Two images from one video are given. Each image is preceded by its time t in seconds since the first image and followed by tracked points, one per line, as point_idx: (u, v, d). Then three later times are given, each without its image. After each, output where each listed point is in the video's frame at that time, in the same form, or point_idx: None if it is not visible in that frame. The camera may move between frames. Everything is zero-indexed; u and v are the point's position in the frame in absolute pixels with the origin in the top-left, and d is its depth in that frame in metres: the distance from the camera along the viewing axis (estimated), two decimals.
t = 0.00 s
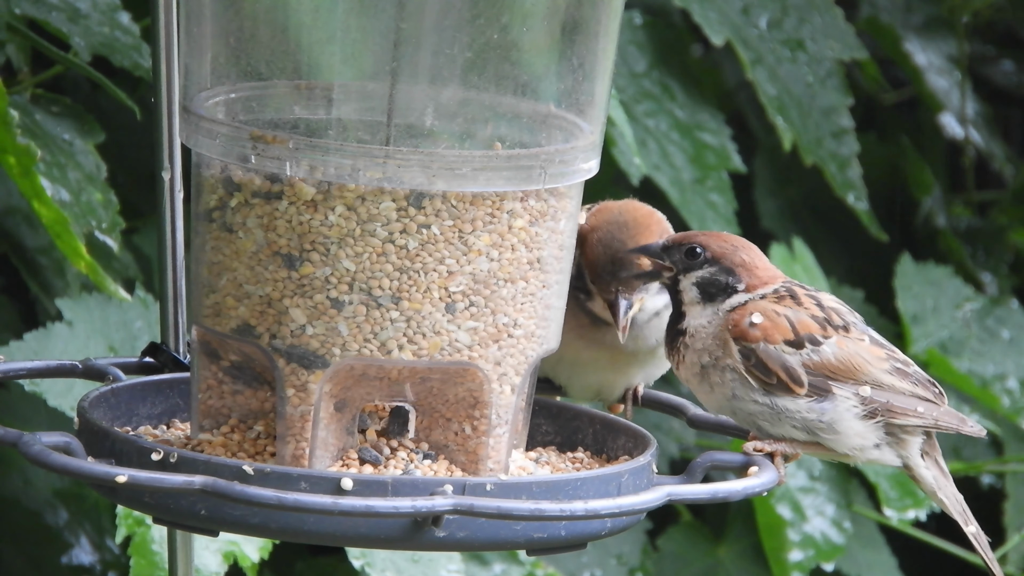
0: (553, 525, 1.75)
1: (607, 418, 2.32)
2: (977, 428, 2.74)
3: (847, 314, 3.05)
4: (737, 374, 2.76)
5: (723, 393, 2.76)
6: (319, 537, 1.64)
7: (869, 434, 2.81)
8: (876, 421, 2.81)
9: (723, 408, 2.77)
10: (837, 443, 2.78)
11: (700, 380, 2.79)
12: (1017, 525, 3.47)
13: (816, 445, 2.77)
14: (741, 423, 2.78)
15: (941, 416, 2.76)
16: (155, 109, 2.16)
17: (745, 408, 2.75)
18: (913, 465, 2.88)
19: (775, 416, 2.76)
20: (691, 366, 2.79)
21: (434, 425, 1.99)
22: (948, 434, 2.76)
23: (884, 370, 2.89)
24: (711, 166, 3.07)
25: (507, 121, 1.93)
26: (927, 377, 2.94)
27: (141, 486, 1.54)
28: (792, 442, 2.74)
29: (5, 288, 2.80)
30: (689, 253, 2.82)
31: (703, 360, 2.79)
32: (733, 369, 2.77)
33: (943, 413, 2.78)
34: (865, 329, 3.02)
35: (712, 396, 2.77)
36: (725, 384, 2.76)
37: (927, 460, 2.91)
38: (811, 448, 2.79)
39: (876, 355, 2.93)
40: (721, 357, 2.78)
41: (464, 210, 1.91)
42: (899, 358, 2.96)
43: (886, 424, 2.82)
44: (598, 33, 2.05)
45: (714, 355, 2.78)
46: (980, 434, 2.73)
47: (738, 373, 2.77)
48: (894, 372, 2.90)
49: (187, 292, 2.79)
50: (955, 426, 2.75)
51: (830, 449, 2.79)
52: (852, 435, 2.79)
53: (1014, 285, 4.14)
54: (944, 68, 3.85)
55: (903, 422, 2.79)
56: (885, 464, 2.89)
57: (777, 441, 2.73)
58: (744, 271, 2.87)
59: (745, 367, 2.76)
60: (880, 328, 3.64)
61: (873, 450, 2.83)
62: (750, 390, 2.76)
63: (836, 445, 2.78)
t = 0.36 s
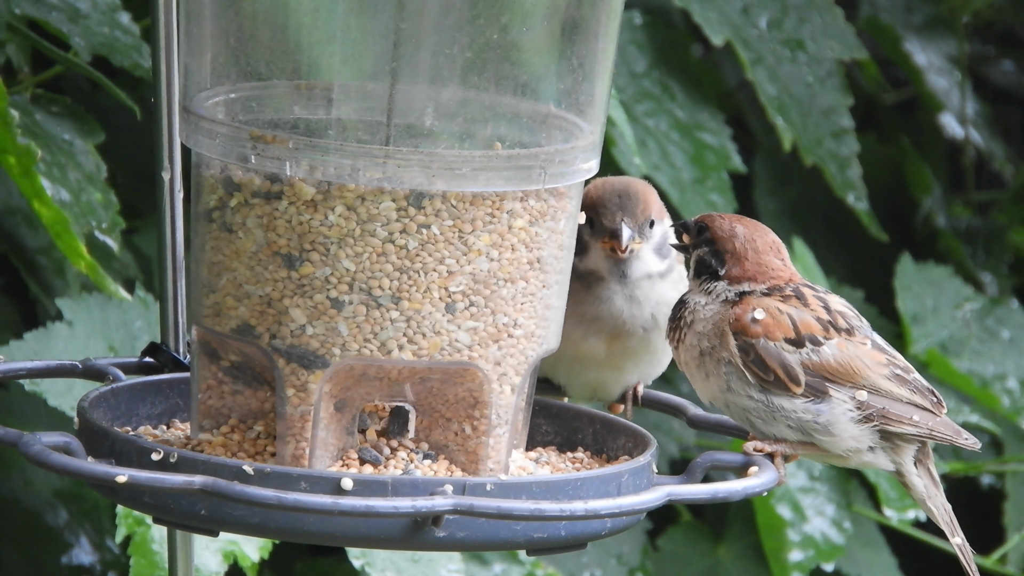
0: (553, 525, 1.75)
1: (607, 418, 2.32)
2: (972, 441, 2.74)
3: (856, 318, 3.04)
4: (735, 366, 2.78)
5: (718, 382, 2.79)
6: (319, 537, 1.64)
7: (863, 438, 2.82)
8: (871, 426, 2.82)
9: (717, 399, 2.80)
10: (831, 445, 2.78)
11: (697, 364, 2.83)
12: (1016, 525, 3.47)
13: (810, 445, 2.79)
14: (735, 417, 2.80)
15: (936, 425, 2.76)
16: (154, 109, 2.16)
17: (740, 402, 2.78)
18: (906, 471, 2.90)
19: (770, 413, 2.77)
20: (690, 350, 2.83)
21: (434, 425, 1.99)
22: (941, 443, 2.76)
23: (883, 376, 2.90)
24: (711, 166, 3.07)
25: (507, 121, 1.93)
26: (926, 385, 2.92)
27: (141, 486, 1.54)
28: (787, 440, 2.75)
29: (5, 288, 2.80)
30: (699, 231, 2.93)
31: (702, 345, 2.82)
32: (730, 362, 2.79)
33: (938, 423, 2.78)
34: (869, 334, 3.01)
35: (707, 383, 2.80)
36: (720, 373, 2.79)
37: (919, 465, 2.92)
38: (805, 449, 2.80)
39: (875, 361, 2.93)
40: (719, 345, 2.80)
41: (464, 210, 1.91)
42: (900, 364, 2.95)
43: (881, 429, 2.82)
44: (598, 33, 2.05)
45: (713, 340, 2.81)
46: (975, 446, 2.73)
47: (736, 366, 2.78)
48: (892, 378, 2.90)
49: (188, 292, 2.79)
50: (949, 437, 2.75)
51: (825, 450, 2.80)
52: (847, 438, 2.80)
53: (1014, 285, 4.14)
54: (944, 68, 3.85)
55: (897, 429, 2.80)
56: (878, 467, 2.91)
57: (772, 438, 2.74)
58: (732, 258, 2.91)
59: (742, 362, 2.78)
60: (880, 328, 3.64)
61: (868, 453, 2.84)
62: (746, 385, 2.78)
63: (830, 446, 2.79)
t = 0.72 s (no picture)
0: (553, 525, 1.75)
1: (608, 418, 2.32)
2: (973, 443, 2.73)
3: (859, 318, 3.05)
4: (737, 365, 2.78)
5: (719, 380, 2.80)
6: (319, 537, 1.64)
7: (864, 439, 2.81)
8: (872, 427, 2.81)
9: (719, 398, 2.81)
10: (831, 445, 2.78)
11: (699, 363, 2.84)
12: (1016, 524, 3.47)
13: (810, 446, 2.79)
14: (736, 416, 2.80)
15: (936, 428, 2.75)
16: (155, 109, 2.16)
17: (741, 401, 2.78)
18: (905, 472, 2.90)
19: (771, 413, 2.77)
20: (692, 349, 2.84)
21: (434, 425, 1.99)
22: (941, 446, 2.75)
23: (884, 377, 2.90)
24: (711, 165, 3.06)
25: (507, 121, 1.93)
26: (927, 387, 2.91)
27: (140, 486, 1.54)
28: (787, 440, 2.75)
29: (5, 288, 2.80)
30: (700, 229, 2.94)
31: (704, 344, 2.83)
32: (732, 360, 2.79)
33: (938, 425, 2.77)
34: (871, 334, 3.01)
35: (709, 382, 2.81)
36: (722, 372, 2.79)
37: (918, 467, 2.92)
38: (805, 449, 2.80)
39: (877, 362, 2.93)
40: (721, 345, 2.81)
41: (464, 210, 1.91)
42: (902, 366, 2.95)
43: (882, 430, 2.82)
44: (598, 33, 2.05)
45: (716, 339, 2.82)
46: (974, 449, 2.72)
47: (738, 367, 2.78)
48: (893, 379, 2.90)
49: (187, 292, 2.79)
50: (948, 440, 2.74)
51: (825, 451, 2.80)
52: (847, 439, 2.80)
53: (1014, 285, 4.15)
54: (944, 68, 3.85)
55: (897, 430, 2.79)
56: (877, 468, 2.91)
57: (772, 438, 2.74)
58: (733, 257, 2.93)
59: (744, 360, 2.78)
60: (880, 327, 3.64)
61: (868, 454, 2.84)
62: (747, 384, 2.78)
63: (830, 447, 2.79)
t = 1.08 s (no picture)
0: (553, 525, 1.75)
1: (607, 418, 2.33)
2: (972, 445, 2.75)
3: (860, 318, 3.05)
4: (737, 363, 2.80)
5: (719, 379, 2.81)
6: (320, 537, 1.64)
7: (864, 439, 2.82)
8: (871, 427, 2.82)
9: (719, 397, 2.82)
10: (831, 445, 2.78)
11: (700, 362, 2.86)
12: (1016, 525, 3.47)
13: (811, 446, 2.79)
14: (737, 415, 2.81)
15: (936, 429, 2.76)
16: (155, 109, 2.16)
17: (741, 400, 2.79)
18: (905, 472, 2.90)
19: (771, 412, 2.78)
20: (694, 349, 2.87)
21: (434, 425, 1.99)
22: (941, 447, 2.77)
23: (885, 377, 2.90)
24: (711, 166, 3.07)
25: (507, 121, 1.93)
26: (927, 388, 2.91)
27: (140, 486, 1.54)
28: (787, 439, 2.75)
29: (4, 288, 2.80)
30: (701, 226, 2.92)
31: (705, 343, 2.85)
32: (732, 359, 2.81)
33: (938, 427, 2.78)
34: (872, 335, 3.01)
35: (709, 380, 2.83)
36: (723, 371, 2.81)
37: (919, 468, 2.92)
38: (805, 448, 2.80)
39: (878, 362, 2.93)
40: (722, 343, 2.82)
41: (464, 210, 1.91)
42: (902, 367, 2.95)
43: (882, 430, 2.82)
44: (598, 33, 2.05)
45: (716, 339, 2.84)
46: (975, 451, 2.73)
47: (738, 365, 2.80)
48: (894, 379, 2.90)
49: (188, 292, 2.79)
50: (948, 441, 2.75)
51: (825, 451, 2.80)
52: (847, 439, 2.80)
53: (1014, 285, 4.15)
54: (944, 68, 3.85)
55: (897, 431, 2.80)
56: (877, 469, 2.91)
57: (772, 437, 2.75)
58: (733, 256, 2.91)
59: (744, 359, 2.79)
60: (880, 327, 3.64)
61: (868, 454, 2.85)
62: (749, 383, 2.79)
63: (830, 447, 2.79)
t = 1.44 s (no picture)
0: (553, 525, 1.75)
1: (608, 419, 2.35)
2: (969, 440, 2.76)
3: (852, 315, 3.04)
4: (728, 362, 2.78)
5: (712, 378, 2.81)
6: (320, 537, 1.64)
7: (859, 437, 2.83)
8: (866, 425, 2.83)
9: (711, 395, 2.82)
10: (825, 444, 2.79)
11: (692, 361, 2.84)
12: (1016, 524, 3.47)
13: (806, 445, 2.80)
14: (730, 415, 2.82)
15: (933, 426, 2.77)
16: (155, 109, 2.16)
17: (734, 400, 2.79)
18: (903, 470, 2.90)
19: (764, 412, 2.78)
20: (686, 348, 2.84)
21: (434, 425, 2.00)
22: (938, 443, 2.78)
23: (879, 375, 2.89)
24: (711, 166, 3.07)
25: (507, 121, 1.93)
26: (924, 385, 2.90)
27: (140, 486, 1.54)
28: (781, 440, 2.76)
29: (5, 288, 2.80)
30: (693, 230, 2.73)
31: (696, 339, 2.82)
32: (723, 358, 2.79)
33: (935, 423, 2.79)
34: (866, 332, 3.00)
35: (701, 377, 2.82)
36: (716, 370, 2.80)
37: (917, 466, 2.93)
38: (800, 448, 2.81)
39: (871, 359, 2.93)
40: (712, 343, 2.79)
41: (464, 210, 1.91)
42: (897, 363, 2.95)
43: (877, 428, 2.83)
44: (598, 33, 2.05)
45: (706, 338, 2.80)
46: (973, 447, 2.75)
47: (729, 364, 2.78)
48: (888, 377, 2.90)
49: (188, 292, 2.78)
50: (945, 437, 2.77)
51: (819, 450, 2.80)
52: (842, 437, 2.81)
53: (1014, 285, 4.14)
54: (944, 68, 3.85)
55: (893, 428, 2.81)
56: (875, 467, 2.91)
57: (767, 438, 2.75)
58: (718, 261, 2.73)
59: (734, 357, 2.77)
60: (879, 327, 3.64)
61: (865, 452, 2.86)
62: (740, 383, 2.79)
63: (825, 446, 2.80)
